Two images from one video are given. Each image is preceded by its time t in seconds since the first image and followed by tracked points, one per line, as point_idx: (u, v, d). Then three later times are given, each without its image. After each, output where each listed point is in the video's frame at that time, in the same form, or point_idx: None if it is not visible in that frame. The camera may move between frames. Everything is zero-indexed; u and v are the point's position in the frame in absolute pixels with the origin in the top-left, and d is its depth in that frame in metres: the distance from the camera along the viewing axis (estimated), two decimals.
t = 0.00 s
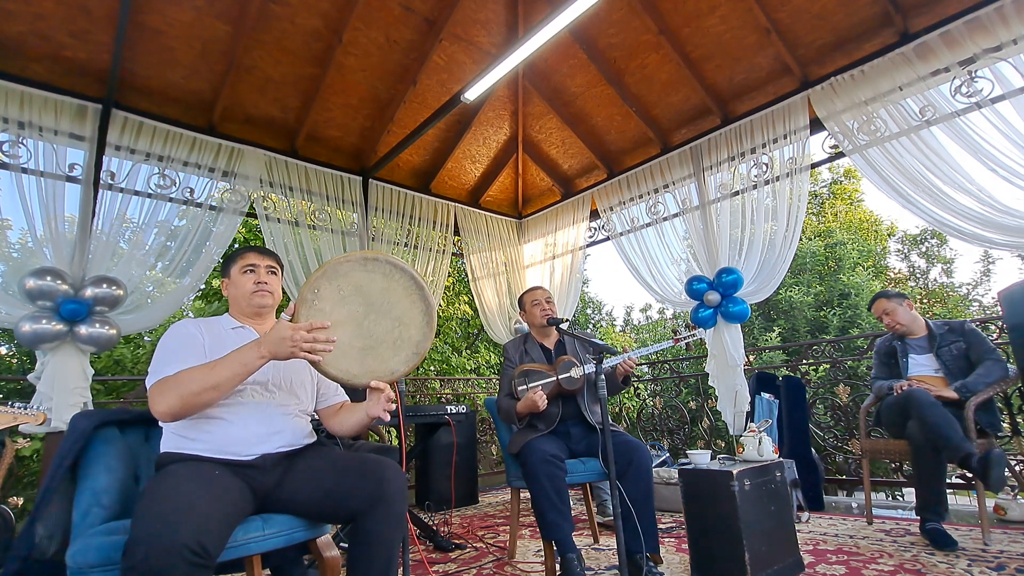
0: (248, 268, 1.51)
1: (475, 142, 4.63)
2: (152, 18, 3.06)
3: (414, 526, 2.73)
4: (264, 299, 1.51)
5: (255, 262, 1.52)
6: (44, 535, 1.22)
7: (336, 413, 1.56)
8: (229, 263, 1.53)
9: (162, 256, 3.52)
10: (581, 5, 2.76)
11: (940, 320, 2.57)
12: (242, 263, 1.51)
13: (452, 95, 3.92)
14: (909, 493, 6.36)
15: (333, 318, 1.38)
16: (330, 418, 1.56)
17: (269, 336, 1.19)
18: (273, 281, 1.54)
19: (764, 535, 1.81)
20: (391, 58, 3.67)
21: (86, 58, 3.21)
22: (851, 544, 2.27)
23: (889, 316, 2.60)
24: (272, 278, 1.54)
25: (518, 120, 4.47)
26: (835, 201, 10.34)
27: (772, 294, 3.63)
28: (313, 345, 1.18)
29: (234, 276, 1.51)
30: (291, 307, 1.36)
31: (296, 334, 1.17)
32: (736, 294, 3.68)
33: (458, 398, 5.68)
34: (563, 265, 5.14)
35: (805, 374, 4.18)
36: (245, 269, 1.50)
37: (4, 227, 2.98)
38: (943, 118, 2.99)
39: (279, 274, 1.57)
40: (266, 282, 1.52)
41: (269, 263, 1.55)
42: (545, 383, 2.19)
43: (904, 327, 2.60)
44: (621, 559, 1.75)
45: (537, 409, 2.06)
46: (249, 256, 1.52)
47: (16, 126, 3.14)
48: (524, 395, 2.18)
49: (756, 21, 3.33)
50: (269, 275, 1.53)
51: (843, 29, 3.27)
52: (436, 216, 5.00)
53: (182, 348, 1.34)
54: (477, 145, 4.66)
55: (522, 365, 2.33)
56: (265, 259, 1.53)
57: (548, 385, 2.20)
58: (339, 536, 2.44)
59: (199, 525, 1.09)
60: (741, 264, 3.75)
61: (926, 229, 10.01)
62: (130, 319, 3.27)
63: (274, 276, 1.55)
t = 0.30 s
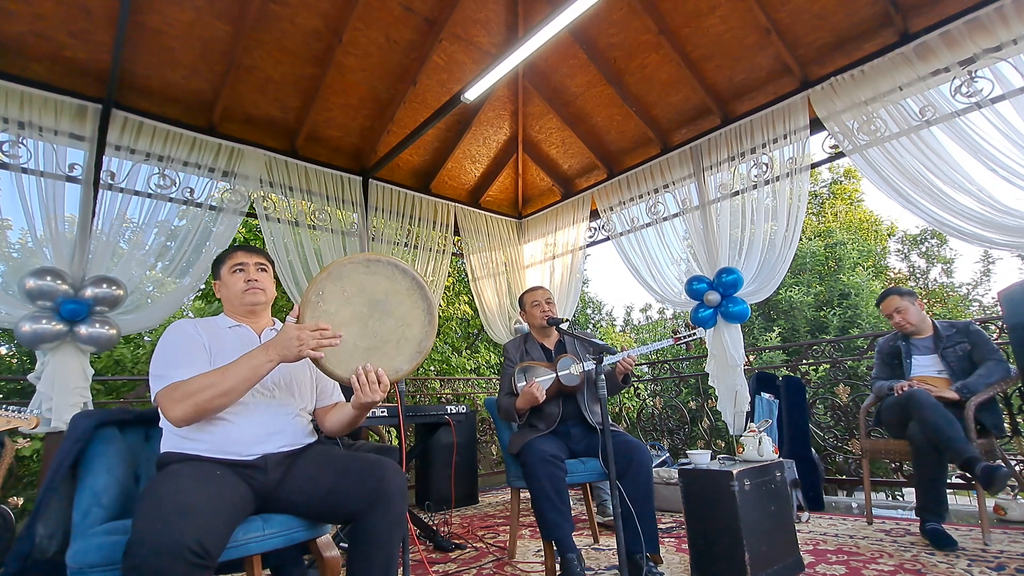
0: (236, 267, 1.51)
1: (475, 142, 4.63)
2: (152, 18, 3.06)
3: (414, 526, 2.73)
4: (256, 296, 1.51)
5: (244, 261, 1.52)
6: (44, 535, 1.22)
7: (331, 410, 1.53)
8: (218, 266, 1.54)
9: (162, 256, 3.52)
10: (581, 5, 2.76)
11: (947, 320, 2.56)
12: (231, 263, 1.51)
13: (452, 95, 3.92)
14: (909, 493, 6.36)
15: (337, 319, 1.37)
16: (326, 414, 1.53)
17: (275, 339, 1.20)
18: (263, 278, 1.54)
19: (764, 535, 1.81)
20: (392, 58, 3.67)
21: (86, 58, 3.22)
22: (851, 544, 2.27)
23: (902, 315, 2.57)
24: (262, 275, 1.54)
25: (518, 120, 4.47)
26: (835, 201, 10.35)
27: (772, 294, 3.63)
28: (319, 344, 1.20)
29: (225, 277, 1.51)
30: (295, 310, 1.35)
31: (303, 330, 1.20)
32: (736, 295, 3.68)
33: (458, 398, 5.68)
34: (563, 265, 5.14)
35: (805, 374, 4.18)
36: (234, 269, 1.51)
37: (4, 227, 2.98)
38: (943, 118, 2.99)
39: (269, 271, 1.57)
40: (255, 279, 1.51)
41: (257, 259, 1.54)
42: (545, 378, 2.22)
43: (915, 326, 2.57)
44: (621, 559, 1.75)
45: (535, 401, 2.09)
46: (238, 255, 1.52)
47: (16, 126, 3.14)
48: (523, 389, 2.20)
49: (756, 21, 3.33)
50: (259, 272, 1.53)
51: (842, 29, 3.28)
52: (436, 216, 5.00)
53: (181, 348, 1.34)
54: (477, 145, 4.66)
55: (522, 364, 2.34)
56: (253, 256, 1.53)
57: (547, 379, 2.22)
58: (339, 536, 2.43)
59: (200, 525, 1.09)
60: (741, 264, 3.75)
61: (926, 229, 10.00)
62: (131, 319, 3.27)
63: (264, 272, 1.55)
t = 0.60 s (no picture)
0: (228, 268, 1.52)
1: (475, 142, 4.63)
2: (152, 18, 3.06)
3: (414, 526, 2.73)
4: (251, 297, 1.51)
5: (237, 261, 1.52)
6: (44, 535, 1.22)
7: (329, 409, 1.53)
8: (211, 267, 1.54)
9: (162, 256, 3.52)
10: (581, 5, 2.76)
11: (951, 322, 2.57)
12: (225, 264, 1.52)
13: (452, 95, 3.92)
14: (909, 493, 6.36)
15: (336, 319, 1.37)
16: (323, 414, 1.52)
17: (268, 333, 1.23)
18: (257, 278, 1.54)
19: (764, 535, 1.81)
20: (391, 58, 3.67)
21: (86, 58, 3.22)
22: (851, 544, 2.27)
23: (918, 310, 2.56)
24: (256, 274, 1.54)
25: (518, 120, 4.47)
26: (835, 201, 10.35)
27: (772, 294, 3.63)
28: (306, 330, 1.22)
29: (219, 278, 1.52)
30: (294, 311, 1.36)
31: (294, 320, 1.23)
32: (736, 294, 3.68)
33: (458, 398, 5.68)
34: (563, 265, 5.14)
35: (805, 374, 4.18)
36: (228, 269, 1.51)
37: (4, 227, 2.98)
38: (943, 118, 2.99)
39: (264, 270, 1.57)
40: (249, 279, 1.51)
41: (250, 259, 1.55)
42: (545, 378, 2.21)
43: (925, 325, 2.57)
44: (621, 559, 1.75)
45: (536, 403, 2.09)
46: (231, 256, 1.52)
47: (16, 126, 3.14)
48: (523, 389, 2.20)
49: (756, 21, 3.33)
50: (252, 272, 1.54)
51: (842, 29, 3.27)
52: (436, 216, 5.00)
53: (176, 349, 1.34)
54: (477, 145, 4.66)
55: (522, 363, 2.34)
56: (246, 256, 1.54)
57: (547, 380, 2.22)
58: (339, 536, 2.43)
59: (200, 525, 1.10)
60: (741, 264, 3.75)
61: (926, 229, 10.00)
62: (130, 319, 3.27)
63: (258, 271, 1.55)
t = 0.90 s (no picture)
0: (224, 267, 1.52)
1: (475, 142, 4.63)
2: (152, 18, 3.06)
3: (414, 526, 2.73)
4: (248, 295, 1.51)
5: (233, 261, 1.53)
6: (44, 535, 1.22)
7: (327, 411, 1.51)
8: (208, 268, 1.55)
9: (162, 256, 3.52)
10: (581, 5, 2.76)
11: (951, 322, 2.57)
12: (221, 264, 1.53)
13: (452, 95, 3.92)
14: (909, 493, 6.36)
15: (331, 340, 1.38)
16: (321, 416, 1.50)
17: (260, 345, 1.23)
18: (253, 277, 1.54)
19: (764, 535, 1.81)
20: (391, 58, 3.67)
21: (86, 58, 3.21)
22: (851, 544, 2.27)
23: (920, 307, 2.56)
24: (252, 274, 1.54)
25: (518, 120, 4.47)
26: (835, 201, 10.35)
27: (772, 294, 3.63)
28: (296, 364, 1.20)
29: (215, 278, 1.52)
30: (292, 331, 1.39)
31: (286, 343, 1.22)
32: (736, 295, 3.68)
33: (458, 398, 5.67)
34: (563, 265, 5.14)
35: (805, 374, 4.18)
36: (224, 269, 1.52)
37: (4, 227, 2.98)
38: (943, 118, 2.99)
39: (259, 270, 1.58)
40: (245, 278, 1.52)
41: (246, 259, 1.55)
42: (546, 378, 2.21)
43: (927, 322, 2.56)
44: (621, 559, 1.75)
45: (537, 403, 2.09)
46: (227, 256, 1.53)
47: (16, 126, 3.14)
48: (523, 390, 2.19)
49: (756, 21, 3.33)
50: (248, 271, 1.54)
51: (842, 29, 3.27)
52: (436, 216, 5.00)
53: (172, 352, 1.34)
54: (477, 145, 4.65)
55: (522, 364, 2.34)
56: (241, 255, 1.54)
57: (548, 379, 2.22)
58: (339, 537, 2.44)
59: (199, 525, 1.10)
60: (741, 264, 3.75)
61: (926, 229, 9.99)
62: (130, 319, 3.27)
63: (254, 271, 1.55)
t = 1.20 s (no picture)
0: (225, 266, 1.52)
1: (475, 142, 4.63)
2: (152, 18, 3.06)
3: (414, 526, 2.72)
4: (249, 294, 1.51)
5: (234, 259, 1.53)
6: (44, 535, 1.22)
7: (330, 409, 1.52)
8: (208, 268, 1.55)
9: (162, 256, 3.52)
10: (581, 5, 2.76)
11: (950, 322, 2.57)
12: (221, 263, 1.53)
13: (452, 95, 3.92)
14: (909, 493, 6.36)
15: (332, 335, 1.37)
16: (323, 415, 1.52)
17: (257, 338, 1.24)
18: (253, 275, 1.54)
19: (764, 535, 1.81)
20: (391, 58, 3.67)
21: (86, 58, 3.21)
22: (851, 544, 2.27)
23: (916, 309, 2.56)
24: (252, 273, 1.54)
25: (518, 120, 4.47)
26: (835, 201, 10.36)
27: (772, 294, 3.63)
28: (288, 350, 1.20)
29: (216, 277, 1.52)
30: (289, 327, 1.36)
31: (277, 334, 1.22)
32: (736, 294, 3.68)
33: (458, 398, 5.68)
34: (563, 265, 5.14)
35: (805, 374, 4.18)
36: (225, 268, 1.52)
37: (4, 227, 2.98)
38: (943, 118, 2.99)
39: (260, 268, 1.57)
40: (246, 277, 1.52)
41: (247, 257, 1.55)
42: (546, 378, 2.21)
43: (926, 323, 2.56)
44: (621, 559, 1.75)
45: (537, 404, 2.08)
46: (229, 254, 1.53)
47: (16, 126, 3.14)
48: (523, 390, 2.19)
49: (756, 21, 3.33)
50: (248, 270, 1.54)
51: (842, 29, 3.27)
52: (436, 216, 5.00)
53: (171, 350, 1.33)
54: (477, 144, 4.65)
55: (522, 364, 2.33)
56: (243, 254, 1.54)
57: (547, 379, 2.22)
58: (339, 537, 2.43)
59: (199, 524, 1.10)
60: (741, 264, 3.75)
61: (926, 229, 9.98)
62: (130, 319, 3.27)
63: (254, 270, 1.55)
